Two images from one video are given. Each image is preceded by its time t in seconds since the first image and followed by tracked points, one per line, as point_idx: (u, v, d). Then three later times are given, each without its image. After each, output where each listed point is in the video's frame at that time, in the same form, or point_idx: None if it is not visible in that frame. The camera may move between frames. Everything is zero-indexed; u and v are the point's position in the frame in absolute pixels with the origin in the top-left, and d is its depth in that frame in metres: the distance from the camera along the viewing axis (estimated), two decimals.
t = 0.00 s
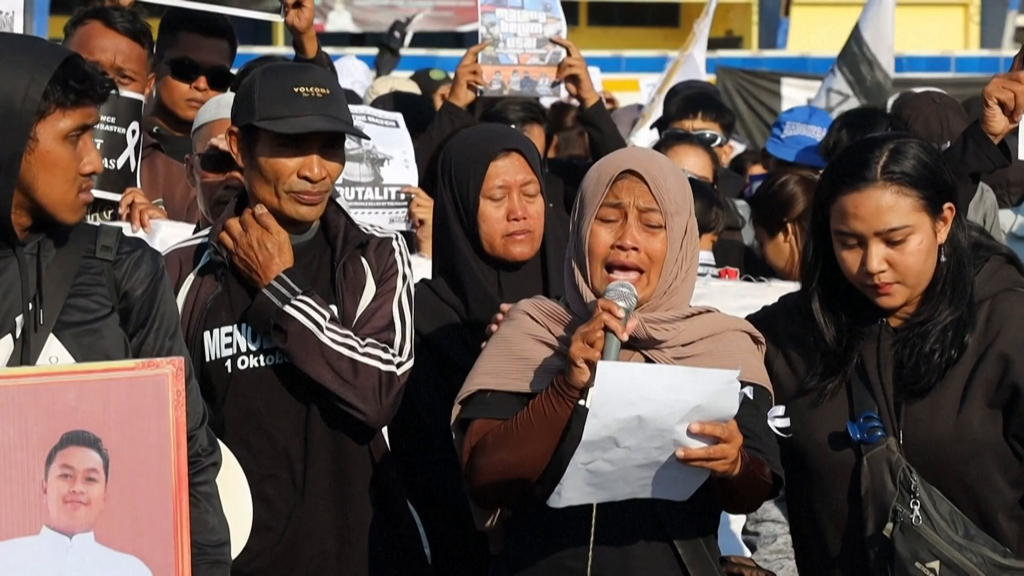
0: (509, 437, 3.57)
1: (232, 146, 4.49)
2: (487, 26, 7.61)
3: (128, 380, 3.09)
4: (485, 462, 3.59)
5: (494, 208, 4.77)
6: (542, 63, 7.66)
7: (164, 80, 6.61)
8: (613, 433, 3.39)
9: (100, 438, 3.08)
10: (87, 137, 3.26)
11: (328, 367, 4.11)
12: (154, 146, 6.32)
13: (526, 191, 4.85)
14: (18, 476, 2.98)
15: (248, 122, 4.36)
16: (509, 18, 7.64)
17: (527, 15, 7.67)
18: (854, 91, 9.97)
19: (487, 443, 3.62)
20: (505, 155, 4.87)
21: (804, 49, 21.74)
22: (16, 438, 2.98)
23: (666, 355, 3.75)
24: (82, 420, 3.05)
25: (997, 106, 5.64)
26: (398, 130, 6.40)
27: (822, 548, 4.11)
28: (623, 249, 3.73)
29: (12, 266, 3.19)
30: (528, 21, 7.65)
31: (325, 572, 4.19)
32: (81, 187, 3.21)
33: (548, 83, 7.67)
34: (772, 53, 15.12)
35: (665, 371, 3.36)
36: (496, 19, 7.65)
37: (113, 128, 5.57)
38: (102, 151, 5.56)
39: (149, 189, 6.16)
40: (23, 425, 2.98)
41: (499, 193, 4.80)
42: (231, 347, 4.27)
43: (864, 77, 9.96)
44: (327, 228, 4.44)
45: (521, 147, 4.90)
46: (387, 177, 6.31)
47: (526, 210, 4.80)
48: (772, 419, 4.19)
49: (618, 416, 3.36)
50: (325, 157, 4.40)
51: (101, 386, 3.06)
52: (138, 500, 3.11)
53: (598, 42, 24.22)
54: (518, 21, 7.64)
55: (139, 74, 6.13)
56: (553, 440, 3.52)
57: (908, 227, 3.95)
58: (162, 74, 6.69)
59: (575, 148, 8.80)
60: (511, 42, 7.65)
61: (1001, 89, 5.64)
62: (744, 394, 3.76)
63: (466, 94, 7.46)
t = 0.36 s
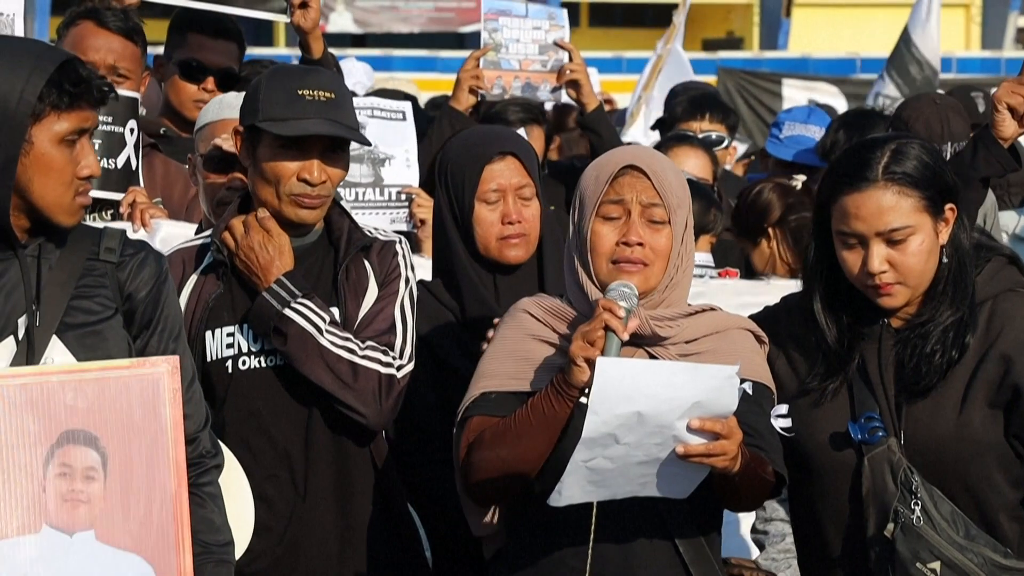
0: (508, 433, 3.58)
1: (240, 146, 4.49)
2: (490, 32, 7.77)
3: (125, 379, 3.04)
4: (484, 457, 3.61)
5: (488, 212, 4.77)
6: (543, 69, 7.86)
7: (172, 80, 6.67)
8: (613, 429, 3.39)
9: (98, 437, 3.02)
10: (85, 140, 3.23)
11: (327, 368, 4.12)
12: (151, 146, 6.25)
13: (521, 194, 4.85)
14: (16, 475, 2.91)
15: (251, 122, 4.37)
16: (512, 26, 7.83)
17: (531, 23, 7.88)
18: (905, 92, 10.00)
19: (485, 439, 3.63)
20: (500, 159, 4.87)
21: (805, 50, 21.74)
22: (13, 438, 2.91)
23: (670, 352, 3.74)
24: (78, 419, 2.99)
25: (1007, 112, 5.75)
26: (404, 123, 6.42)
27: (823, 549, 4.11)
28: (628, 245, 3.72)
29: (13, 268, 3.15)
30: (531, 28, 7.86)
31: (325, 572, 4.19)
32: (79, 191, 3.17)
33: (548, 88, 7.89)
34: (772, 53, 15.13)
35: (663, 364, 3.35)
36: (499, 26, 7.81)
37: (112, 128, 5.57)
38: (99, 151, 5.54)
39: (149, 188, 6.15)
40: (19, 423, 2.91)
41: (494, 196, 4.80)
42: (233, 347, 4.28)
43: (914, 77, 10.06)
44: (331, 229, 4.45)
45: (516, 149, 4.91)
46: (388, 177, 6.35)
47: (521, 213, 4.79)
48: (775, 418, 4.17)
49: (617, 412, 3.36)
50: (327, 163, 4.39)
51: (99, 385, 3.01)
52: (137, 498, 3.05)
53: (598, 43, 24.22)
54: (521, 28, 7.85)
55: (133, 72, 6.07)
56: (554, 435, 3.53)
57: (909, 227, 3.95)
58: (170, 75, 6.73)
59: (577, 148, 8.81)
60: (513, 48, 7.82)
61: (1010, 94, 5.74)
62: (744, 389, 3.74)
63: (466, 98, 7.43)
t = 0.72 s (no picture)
0: (505, 428, 3.57)
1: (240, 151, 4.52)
2: (494, 40, 7.93)
3: (183, 386, 2.99)
4: (479, 450, 3.61)
5: (490, 213, 4.80)
6: (545, 76, 7.81)
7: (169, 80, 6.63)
8: (620, 444, 3.42)
9: (154, 442, 2.98)
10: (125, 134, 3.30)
11: (328, 370, 4.12)
12: (148, 146, 6.22)
13: (523, 197, 4.85)
14: (69, 476, 2.92)
15: (248, 124, 4.38)
16: (517, 32, 7.90)
17: (535, 28, 7.88)
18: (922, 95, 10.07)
19: (483, 431, 3.64)
20: (504, 160, 4.89)
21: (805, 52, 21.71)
22: (69, 438, 2.93)
23: (671, 346, 3.74)
24: (136, 423, 2.97)
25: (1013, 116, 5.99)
26: (405, 126, 6.40)
27: (823, 549, 4.12)
28: (624, 238, 3.73)
29: (57, 266, 3.21)
30: (535, 34, 7.87)
31: (325, 572, 4.20)
32: (118, 184, 3.24)
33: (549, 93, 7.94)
34: (771, 54, 15.15)
35: (672, 384, 3.38)
36: (503, 33, 7.92)
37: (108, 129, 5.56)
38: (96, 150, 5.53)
39: (147, 188, 6.13)
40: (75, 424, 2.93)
41: (496, 198, 4.82)
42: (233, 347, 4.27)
43: (932, 82, 10.11)
44: (333, 234, 4.44)
45: (520, 151, 4.91)
46: (391, 179, 6.34)
47: (523, 216, 4.80)
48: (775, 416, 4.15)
49: (624, 430, 3.39)
50: (320, 167, 4.38)
51: (156, 391, 2.97)
52: (189, 506, 3.00)
53: (597, 45, 24.20)
54: (525, 34, 7.89)
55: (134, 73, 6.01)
56: (552, 429, 3.50)
57: (910, 226, 3.96)
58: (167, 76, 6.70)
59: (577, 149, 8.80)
60: (517, 54, 7.92)
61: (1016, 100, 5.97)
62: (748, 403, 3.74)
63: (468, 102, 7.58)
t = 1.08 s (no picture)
0: (505, 431, 3.59)
1: (240, 151, 4.59)
2: (494, 48, 7.92)
3: (236, 386, 3.01)
4: (481, 454, 3.62)
5: (498, 216, 4.77)
6: (544, 87, 7.76)
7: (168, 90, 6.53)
8: (609, 423, 3.39)
9: (209, 441, 3.01)
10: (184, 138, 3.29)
11: (331, 375, 4.12)
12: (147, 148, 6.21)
13: (532, 200, 4.81)
14: (124, 473, 2.95)
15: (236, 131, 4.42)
16: (518, 41, 7.87)
17: (537, 39, 7.85)
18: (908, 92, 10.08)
19: (483, 435, 3.64)
20: (512, 164, 4.85)
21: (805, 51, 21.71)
22: (124, 436, 2.95)
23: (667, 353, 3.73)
24: (190, 421, 2.99)
25: (1012, 117, 6.02)
26: (406, 128, 6.45)
27: (824, 549, 4.11)
28: (624, 244, 3.73)
29: (114, 265, 3.17)
30: (535, 46, 7.83)
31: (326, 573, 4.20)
32: (174, 186, 3.23)
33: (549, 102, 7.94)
34: (771, 54, 15.17)
35: (659, 359, 3.36)
36: (505, 41, 7.89)
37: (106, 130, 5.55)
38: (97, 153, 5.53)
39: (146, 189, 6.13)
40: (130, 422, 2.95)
41: (504, 201, 4.79)
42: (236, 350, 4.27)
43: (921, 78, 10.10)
44: (335, 230, 4.46)
45: (529, 155, 4.87)
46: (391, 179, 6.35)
47: (531, 219, 4.77)
48: (773, 418, 4.16)
49: (612, 406, 3.37)
50: (298, 168, 4.37)
51: (210, 390, 3.00)
52: (241, 504, 3.02)
53: (597, 45, 24.20)
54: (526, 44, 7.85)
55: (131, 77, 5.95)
56: (552, 428, 3.55)
57: (910, 226, 3.96)
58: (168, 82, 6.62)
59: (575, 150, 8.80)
60: (517, 65, 7.88)
61: (1015, 101, 6.00)
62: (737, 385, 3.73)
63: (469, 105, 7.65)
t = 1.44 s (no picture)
0: (512, 428, 3.59)
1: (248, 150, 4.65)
2: (504, 61, 8.00)
3: (261, 375, 3.03)
4: (487, 452, 3.62)
5: (517, 213, 4.80)
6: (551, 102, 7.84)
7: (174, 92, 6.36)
8: (619, 425, 3.41)
9: (235, 430, 3.02)
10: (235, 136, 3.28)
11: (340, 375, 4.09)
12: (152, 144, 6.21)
13: (551, 196, 4.84)
14: (152, 464, 2.95)
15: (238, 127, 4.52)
16: (528, 57, 7.96)
17: (547, 56, 7.93)
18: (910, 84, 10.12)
19: (490, 434, 3.64)
20: (532, 160, 4.88)
21: (812, 48, 21.68)
22: (151, 426, 2.96)
23: (673, 350, 3.75)
24: (216, 412, 3.01)
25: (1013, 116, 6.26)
26: (411, 133, 6.41)
27: (829, 545, 4.10)
28: (632, 243, 3.73)
29: (162, 263, 3.19)
30: (545, 63, 7.92)
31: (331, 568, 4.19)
32: (223, 182, 3.23)
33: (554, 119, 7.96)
34: (777, 51, 15.14)
35: (669, 361, 3.36)
36: (515, 54, 8.00)
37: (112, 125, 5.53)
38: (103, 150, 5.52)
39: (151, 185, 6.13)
40: (157, 414, 2.96)
41: (524, 197, 4.82)
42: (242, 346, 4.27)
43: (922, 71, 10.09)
44: (342, 228, 4.48)
45: (548, 151, 4.90)
46: (396, 175, 6.35)
47: (550, 215, 4.79)
48: (780, 416, 4.17)
49: (623, 408, 3.38)
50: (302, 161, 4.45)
51: (236, 380, 3.02)
52: (269, 494, 3.03)
53: (603, 42, 24.17)
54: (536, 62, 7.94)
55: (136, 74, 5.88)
56: (560, 425, 3.54)
57: (916, 221, 3.96)
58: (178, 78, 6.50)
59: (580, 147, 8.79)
60: (525, 80, 7.95)
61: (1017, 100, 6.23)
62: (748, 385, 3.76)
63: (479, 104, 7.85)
